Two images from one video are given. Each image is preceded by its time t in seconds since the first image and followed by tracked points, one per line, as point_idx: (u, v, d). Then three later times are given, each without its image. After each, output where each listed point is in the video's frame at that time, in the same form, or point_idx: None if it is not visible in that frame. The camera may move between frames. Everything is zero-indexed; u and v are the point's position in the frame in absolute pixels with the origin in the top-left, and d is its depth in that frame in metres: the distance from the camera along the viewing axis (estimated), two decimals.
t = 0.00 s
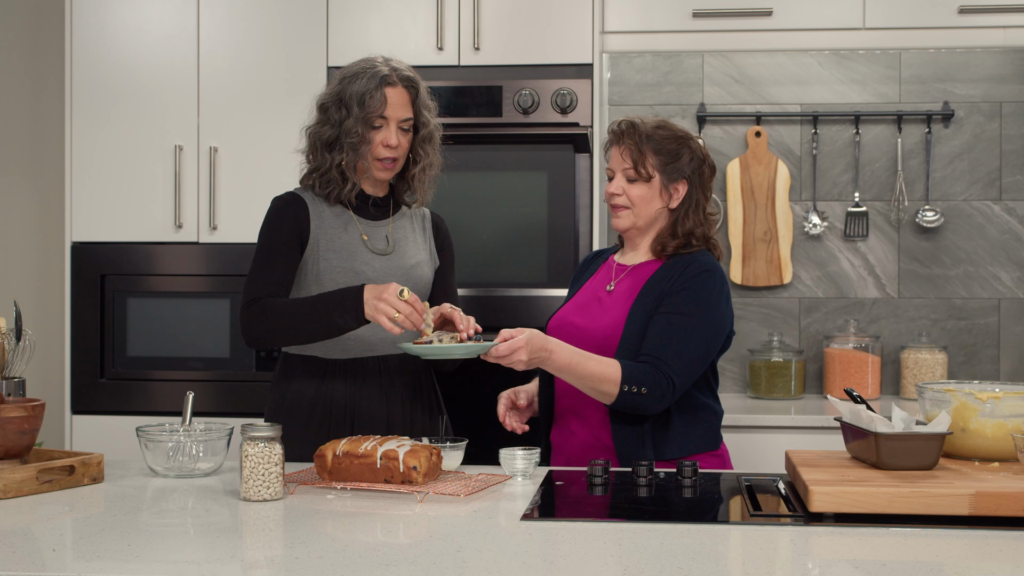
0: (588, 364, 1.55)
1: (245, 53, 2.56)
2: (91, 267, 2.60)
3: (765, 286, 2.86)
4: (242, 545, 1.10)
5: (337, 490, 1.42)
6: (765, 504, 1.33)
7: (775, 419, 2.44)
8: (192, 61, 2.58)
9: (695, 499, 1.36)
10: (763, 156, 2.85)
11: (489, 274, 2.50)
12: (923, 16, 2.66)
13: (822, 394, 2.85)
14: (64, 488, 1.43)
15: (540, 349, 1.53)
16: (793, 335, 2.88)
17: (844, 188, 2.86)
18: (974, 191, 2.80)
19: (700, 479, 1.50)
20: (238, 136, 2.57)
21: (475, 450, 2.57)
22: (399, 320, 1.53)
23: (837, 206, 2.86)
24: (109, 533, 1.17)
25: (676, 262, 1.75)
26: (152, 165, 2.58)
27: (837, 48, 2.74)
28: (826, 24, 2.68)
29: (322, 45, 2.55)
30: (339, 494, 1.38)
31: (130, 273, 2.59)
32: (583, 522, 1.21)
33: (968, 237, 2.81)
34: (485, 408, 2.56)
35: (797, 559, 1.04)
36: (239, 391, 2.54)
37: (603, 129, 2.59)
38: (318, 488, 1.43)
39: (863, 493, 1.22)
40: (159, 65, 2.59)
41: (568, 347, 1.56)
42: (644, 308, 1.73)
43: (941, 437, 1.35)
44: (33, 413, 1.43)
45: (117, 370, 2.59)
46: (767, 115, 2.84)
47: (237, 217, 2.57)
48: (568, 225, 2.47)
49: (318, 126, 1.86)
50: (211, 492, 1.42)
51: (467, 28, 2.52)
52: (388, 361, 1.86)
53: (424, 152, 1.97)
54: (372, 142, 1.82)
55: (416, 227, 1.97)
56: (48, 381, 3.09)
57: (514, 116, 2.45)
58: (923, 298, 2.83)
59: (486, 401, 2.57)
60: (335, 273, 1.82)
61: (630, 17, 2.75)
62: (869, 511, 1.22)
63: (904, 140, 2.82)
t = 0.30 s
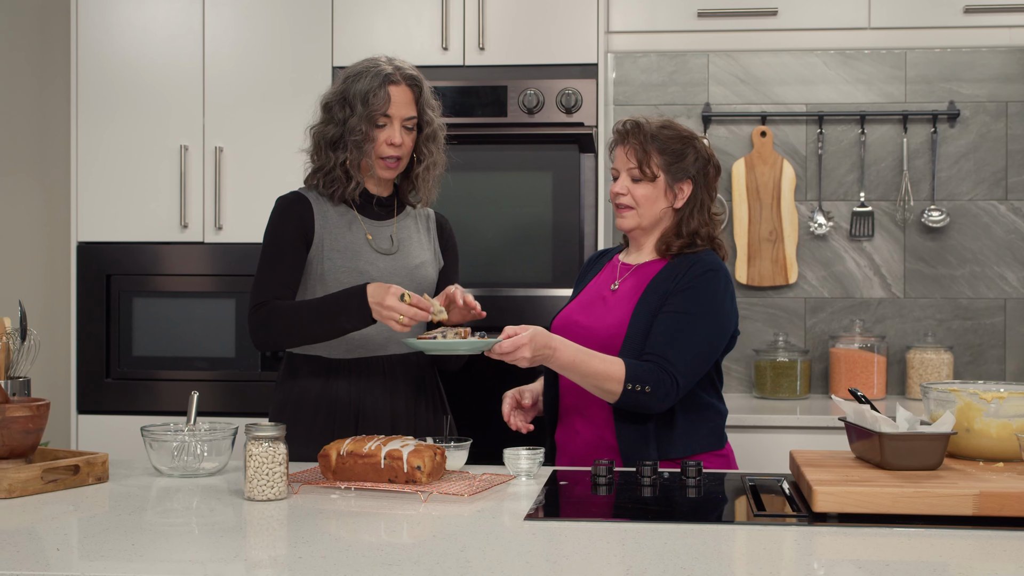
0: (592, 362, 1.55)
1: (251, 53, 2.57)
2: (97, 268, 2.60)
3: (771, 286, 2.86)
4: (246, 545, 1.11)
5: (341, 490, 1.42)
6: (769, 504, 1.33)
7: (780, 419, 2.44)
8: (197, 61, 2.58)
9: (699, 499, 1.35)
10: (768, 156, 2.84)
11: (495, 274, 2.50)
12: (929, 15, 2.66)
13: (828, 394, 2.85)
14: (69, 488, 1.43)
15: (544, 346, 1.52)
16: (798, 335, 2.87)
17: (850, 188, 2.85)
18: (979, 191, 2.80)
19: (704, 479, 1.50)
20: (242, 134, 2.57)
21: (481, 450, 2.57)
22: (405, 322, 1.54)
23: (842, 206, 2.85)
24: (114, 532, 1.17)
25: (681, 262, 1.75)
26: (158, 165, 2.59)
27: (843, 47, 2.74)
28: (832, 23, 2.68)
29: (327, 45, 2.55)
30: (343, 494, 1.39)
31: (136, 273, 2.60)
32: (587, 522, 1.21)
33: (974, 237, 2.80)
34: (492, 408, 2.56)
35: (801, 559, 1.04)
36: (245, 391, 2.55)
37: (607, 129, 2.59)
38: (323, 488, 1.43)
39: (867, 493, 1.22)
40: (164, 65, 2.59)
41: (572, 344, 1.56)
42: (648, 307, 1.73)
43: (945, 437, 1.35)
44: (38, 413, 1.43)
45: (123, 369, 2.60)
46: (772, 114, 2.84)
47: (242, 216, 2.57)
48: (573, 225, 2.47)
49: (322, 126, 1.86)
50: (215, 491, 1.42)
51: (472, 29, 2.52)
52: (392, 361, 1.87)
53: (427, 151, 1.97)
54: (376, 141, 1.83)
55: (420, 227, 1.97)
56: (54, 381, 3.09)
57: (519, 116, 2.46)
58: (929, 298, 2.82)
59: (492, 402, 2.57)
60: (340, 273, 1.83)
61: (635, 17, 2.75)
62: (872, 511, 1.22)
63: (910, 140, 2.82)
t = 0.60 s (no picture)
0: (598, 363, 1.55)
1: (257, 53, 2.57)
2: (104, 268, 2.61)
3: (778, 286, 2.86)
4: (250, 544, 1.11)
5: (346, 490, 1.42)
6: (775, 504, 1.33)
7: (787, 419, 2.43)
8: (204, 61, 2.59)
9: (704, 499, 1.35)
10: (775, 156, 2.84)
11: (502, 275, 2.50)
12: (935, 15, 2.65)
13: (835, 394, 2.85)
14: (75, 487, 1.43)
15: (551, 347, 1.52)
16: (805, 335, 2.87)
17: (857, 188, 2.85)
18: (987, 191, 2.79)
19: (709, 479, 1.50)
20: (248, 134, 2.58)
21: (490, 450, 2.57)
22: (414, 323, 1.54)
23: (849, 206, 2.85)
24: (119, 532, 1.17)
25: (686, 262, 1.75)
26: (165, 165, 2.60)
27: (850, 47, 2.73)
28: (838, 23, 2.68)
29: (333, 45, 2.56)
30: (348, 494, 1.39)
31: (143, 273, 2.61)
32: (592, 522, 1.21)
33: (981, 237, 2.79)
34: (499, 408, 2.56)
35: (806, 559, 1.04)
36: (252, 391, 2.55)
37: (614, 129, 2.59)
38: (328, 487, 1.43)
39: (871, 493, 1.22)
40: (171, 65, 2.60)
41: (578, 345, 1.55)
42: (655, 307, 1.73)
43: (950, 437, 1.35)
44: (44, 412, 1.43)
45: (129, 369, 2.61)
46: (779, 114, 2.84)
47: (248, 216, 2.58)
48: (580, 225, 2.47)
49: (325, 126, 1.87)
50: (221, 491, 1.43)
51: (478, 29, 2.52)
52: (397, 360, 1.87)
53: (430, 148, 1.98)
54: (379, 138, 1.83)
55: (426, 226, 1.97)
56: (62, 381, 3.11)
57: (525, 117, 2.45)
58: (936, 298, 2.82)
59: (500, 402, 2.57)
60: (345, 272, 1.83)
61: (642, 17, 2.75)
62: (877, 511, 1.22)
63: (917, 140, 2.82)
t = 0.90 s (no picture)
0: (603, 364, 1.55)
1: (261, 53, 2.57)
2: (107, 268, 2.61)
3: (781, 286, 2.86)
4: (251, 544, 1.11)
5: (348, 489, 1.42)
6: (777, 504, 1.33)
7: (790, 419, 2.43)
8: (208, 61, 2.59)
9: (705, 499, 1.35)
10: (779, 156, 2.84)
11: (507, 275, 2.50)
12: (939, 15, 2.65)
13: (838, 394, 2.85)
14: (76, 487, 1.44)
15: (555, 349, 1.52)
16: (809, 335, 2.87)
17: (861, 188, 2.85)
18: (991, 191, 2.79)
19: (710, 479, 1.50)
20: (251, 134, 2.58)
21: (494, 450, 2.57)
22: (418, 321, 1.60)
23: (853, 206, 2.85)
24: (120, 532, 1.17)
25: (690, 263, 1.75)
26: (169, 166, 2.60)
27: (854, 47, 2.73)
28: (842, 23, 2.67)
29: (336, 45, 2.56)
30: (350, 494, 1.39)
31: (147, 273, 2.61)
32: (593, 522, 1.21)
33: (984, 237, 2.79)
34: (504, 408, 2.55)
35: (807, 559, 1.04)
36: (255, 391, 2.55)
37: (617, 129, 2.59)
38: (329, 487, 1.43)
39: (871, 493, 1.22)
40: (175, 65, 2.60)
41: (583, 347, 1.55)
42: (658, 308, 1.73)
43: (952, 438, 1.35)
44: (46, 412, 1.43)
45: (133, 370, 2.61)
46: (783, 114, 2.83)
47: (252, 216, 2.58)
48: (583, 225, 2.47)
49: (327, 127, 1.87)
50: (223, 491, 1.43)
51: (481, 28, 2.52)
52: (398, 360, 1.86)
53: (433, 145, 1.97)
54: (380, 136, 1.83)
55: (430, 225, 1.96)
56: (65, 381, 3.11)
57: (529, 117, 2.46)
58: (940, 298, 2.82)
59: (504, 402, 2.57)
60: (348, 272, 1.83)
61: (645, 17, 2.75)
62: (878, 511, 1.22)
63: (921, 140, 2.81)
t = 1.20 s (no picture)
0: (609, 364, 1.55)
1: (267, 53, 2.58)
2: (114, 268, 2.62)
3: (788, 286, 2.85)
4: (255, 544, 1.11)
5: (352, 489, 1.42)
6: (781, 504, 1.33)
7: (797, 420, 2.43)
8: (214, 61, 2.60)
9: (709, 499, 1.35)
10: (785, 156, 2.84)
11: (513, 275, 2.50)
12: (946, 15, 2.65)
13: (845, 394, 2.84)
14: (81, 487, 1.44)
15: (562, 349, 1.51)
16: (815, 336, 2.86)
17: (868, 188, 2.84)
18: (998, 191, 2.79)
19: (715, 479, 1.50)
20: (257, 134, 2.59)
21: (503, 451, 2.57)
22: (414, 311, 1.56)
23: (859, 206, 2.85)
24: (124, 531, 1.18)
25: (695, 265, 1.75)
26: (175, 166, 2.60)
27: (860, 47, 2.73)
28: (848, 23, 2.67)
29: (343, 45, 2.56)
30: (354, 494, 1.39)
31: (153, 273, 2.61)
32: (597, 522, 1.21)
33: (991, 237, 2.79)
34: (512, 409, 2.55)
35: (811, 560, 1.04)
36: (262, 391, 2.56)
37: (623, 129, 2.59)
38: (334, 487, 1.43)
39: (875, 494, 1.22)
40: (182, 66, 2.60)
41: (590, 348, 1.54)
42: (663, 309, 1.73)
43: (956, 438, 1.35)
44: (52, 412, 1.44)
45: (140, 370, 2.62)
46: (789, 114, 2.83)
47: (258, 216, 2.58)
48: (589, 225, 2.47)
49: (328, 127, 1.87)
50: (228, 491, 1.43)
51: (487, 29, 2.53)
52: (400, 359, 1.86)
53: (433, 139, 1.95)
54: (384, 131, 1.82)
55: (432, 221, 1.95)
56: (72, 381, 3.12)
57: (535, 117, 2.45)
58: (947, 298, 2.81)
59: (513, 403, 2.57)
60: (348, 269, 1.82)
61: (651, 17, 2.76)
62: (882, 512, 1.22)
63: (928, 139, 2.81)
